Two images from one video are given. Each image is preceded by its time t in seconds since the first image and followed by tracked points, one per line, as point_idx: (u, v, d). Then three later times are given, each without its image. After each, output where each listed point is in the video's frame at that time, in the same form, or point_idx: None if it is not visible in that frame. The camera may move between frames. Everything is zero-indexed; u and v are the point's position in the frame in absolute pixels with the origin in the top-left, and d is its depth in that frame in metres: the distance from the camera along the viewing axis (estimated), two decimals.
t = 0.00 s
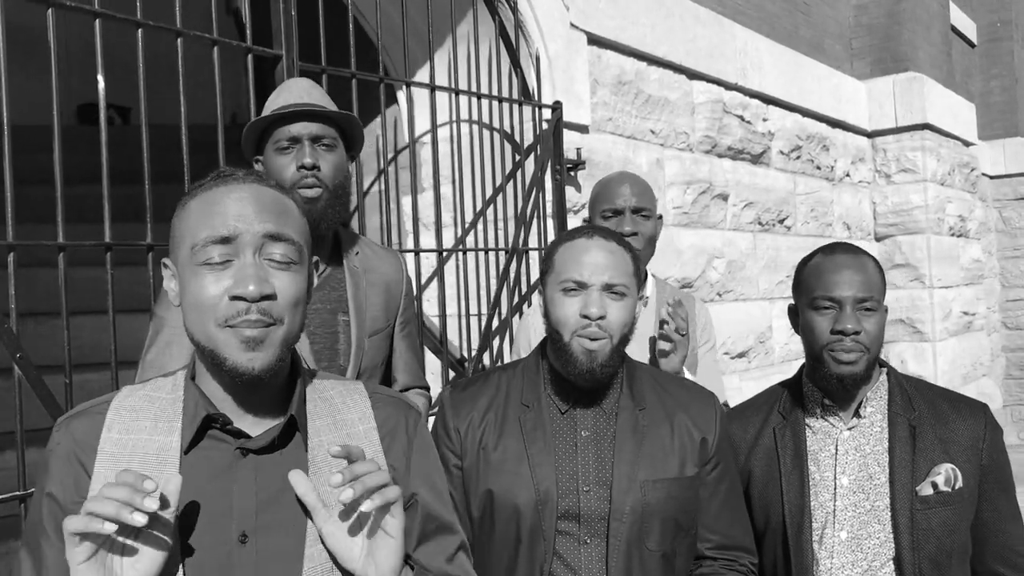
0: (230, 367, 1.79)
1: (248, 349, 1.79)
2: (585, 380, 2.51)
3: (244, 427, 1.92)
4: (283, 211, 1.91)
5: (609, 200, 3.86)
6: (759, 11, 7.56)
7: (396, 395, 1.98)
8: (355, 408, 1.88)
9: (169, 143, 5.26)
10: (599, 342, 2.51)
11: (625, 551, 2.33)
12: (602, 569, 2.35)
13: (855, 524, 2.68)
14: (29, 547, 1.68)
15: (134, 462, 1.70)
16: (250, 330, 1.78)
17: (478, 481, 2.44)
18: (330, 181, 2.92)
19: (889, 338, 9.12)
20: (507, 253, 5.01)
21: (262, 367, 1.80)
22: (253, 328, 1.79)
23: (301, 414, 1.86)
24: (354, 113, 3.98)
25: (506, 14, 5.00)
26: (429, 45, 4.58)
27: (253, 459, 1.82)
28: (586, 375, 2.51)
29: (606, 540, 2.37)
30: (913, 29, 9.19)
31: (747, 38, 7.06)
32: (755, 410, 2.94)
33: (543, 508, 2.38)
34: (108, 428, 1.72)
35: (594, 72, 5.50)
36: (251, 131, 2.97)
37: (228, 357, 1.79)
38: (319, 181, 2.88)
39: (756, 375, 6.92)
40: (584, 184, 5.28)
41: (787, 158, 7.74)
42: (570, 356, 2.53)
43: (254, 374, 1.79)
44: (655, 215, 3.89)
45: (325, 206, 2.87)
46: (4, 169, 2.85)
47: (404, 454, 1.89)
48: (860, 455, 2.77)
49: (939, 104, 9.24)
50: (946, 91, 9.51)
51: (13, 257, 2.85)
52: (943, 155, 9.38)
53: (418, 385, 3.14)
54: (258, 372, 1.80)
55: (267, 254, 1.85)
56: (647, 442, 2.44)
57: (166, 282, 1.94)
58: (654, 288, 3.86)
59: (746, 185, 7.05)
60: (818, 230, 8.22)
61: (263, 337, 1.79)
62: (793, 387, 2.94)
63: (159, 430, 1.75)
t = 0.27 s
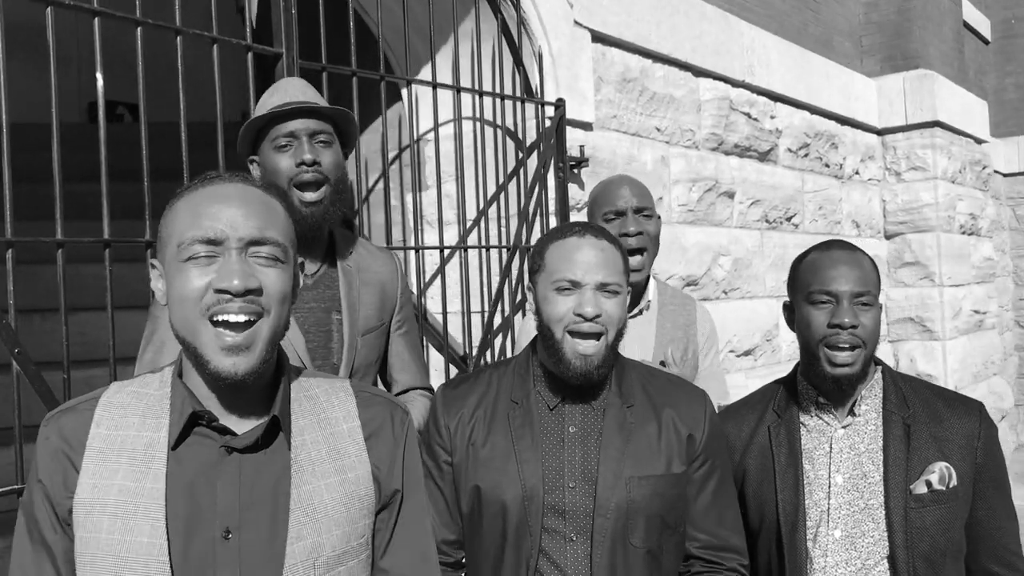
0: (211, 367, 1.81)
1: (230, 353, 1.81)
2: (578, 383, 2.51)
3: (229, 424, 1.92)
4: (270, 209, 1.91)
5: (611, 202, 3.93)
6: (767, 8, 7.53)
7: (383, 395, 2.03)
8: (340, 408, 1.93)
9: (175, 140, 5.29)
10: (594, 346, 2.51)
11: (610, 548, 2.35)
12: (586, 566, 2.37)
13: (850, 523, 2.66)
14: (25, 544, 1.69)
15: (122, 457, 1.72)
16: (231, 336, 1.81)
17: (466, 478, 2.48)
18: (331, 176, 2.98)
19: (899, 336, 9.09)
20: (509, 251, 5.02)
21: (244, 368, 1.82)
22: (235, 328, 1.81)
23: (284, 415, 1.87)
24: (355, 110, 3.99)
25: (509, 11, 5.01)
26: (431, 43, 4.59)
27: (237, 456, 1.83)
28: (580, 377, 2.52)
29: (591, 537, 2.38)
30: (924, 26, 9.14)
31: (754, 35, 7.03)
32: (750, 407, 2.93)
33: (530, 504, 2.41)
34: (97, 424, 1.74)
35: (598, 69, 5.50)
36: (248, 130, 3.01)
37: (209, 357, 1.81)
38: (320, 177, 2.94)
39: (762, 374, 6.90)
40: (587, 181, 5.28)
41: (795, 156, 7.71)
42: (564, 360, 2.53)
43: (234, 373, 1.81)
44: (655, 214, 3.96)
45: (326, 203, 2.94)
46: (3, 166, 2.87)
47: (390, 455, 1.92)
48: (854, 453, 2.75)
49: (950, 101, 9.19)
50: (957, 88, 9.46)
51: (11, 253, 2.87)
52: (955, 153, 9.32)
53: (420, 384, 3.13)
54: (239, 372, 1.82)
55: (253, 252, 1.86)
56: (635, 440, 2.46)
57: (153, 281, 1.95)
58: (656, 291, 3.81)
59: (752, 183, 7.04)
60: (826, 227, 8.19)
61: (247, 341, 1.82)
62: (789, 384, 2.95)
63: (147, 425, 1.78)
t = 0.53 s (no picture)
0: (225, 355, 1.82)
1: (241, 340, 1.82)
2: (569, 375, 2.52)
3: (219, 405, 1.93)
4: (267, 197, 1.93)
5: (606, 188, 3.91)
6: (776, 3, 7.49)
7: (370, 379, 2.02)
8: (325, 391, 1.93)
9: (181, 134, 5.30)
10: (585, 339, 2.52)
11: (603, 542, 2.35)
12: (580, 561, 2.37)
13: (847, 520, 2.65)
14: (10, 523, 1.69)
15: (115, 437, 1.74)
16: (244, 324, 1.82)
17: (460, 472, 2.47)
18: (323, 169, 3.03)
19: (908, 333, 9.04)
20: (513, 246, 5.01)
21: (258, 356, 1.83)
22: (249, 314, 1.83)
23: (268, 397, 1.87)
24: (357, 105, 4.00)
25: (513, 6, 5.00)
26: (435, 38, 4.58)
27: (224, 439, 1.84)
28: (572, 369, 2.52)
29: (585, 532, 2.38)
30: (936, 21, 9.07)
31: (763, 30, 7.00)
32: (749, 403, 2.91)
33: (523, 499, 2.41)
34: (90, 405, 1.76)
35: (604, 64, 5.48)
36: (243, 120, 3.06)
37: (222, 345, 1.82)
38: (311, 170, 3.00)
39: (769, 369, 6.87)
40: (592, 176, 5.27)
41: (804, 151, 7.67)
42: (555, 353, 2.54)
43: (249, 362, 1.83)
44: (652, 199, 3.92)
45: (316, 196, 3.00)
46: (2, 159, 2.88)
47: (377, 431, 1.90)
48: (852, 450, 2.74)
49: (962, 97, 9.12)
50: (970, 84, 9.38)
51: (11, 245, 2.88)
52: (967, 149, 9.25)
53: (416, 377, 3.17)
54: (254, 360, 1.83)
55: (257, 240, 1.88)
56: (629, 435, 2.45)
57: (147, 274, 1.92)
58: (657, 275, 3.80)
59: (760, 178, 7.00)
60: (836, 223, 8.15)
61: (260, 329, 1.83)
62: (788, 378, 2.94)
63: (139, 407, 1.79)
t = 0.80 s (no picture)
0: (191, 355, 1.82)
1: (207, 339, 1.81)
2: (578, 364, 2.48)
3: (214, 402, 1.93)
4: (246, 195, 1.89)
5: (617, 206, 3.81)
6: None
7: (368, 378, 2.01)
8: (320, 390, 1.92)
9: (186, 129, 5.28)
10: (592, 328, 2.49)
11: (608, 546, 2.33)
12: (584, 565, 2.35)
13: (855, 519, 2.62)
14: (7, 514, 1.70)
15: (111, 433, 1.75)
16: (207, 324, 1.80)
17: (463, 473, 2.45)
18: (322, 168, 3.01)
19: (919, 329, 8.98)
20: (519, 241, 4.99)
21: (224, 355, 1.83)
22: (213, 317, 1.81)
23: (259, 392, 1.86)
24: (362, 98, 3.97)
25: None
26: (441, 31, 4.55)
27: (217, 437, 1.84)
28: (578, 360, 2.49)
29: (590, 536, 2.36)
30: (948, 15, 8.99)
31: (773, 23, 6.94)
32: (756, 402, 2.90)
33: (528, 502, 2.38)
34: (87, 400, 1.77)
35: (612, 58, 5.44)
36: (245, 118, 3.04)
37: (186, 345, 1.81)
38: (311, 170, 2.98)
39: (778, 366, 6.83)
40: (599, 171, 5.24)
41: (814, 146, 7.62)
42: (560, 339, 2.51)
43: (216, 361, 1.82)
44: (665, 219, 3.83)
45: (316, 194, 2.98)
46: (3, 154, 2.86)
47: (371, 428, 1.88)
48: (860, 449, 2.71)
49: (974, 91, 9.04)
50: (983, 78, 9.30)
51: (13, 241, 2.86)
52: (979, 144, 9.17)
53: (418, 370, 3.14)
54: (220, 360, 1.82)
55: (228, 239, 1.84)
56: (634, 437, 2.44)
57: (134, 270, 1.93)
58: (667, 288, 3.76)
59: (770, 173, 6.95)
60: (846, 219, 8.09)
61: (225, 327, 1.81)
62: (795, 377, 2.91)
63: (135, 403, 1.80)
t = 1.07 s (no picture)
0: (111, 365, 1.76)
1: (123, 345, 1.74)
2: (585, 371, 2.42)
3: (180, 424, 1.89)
4: (195, 202, 1.85)
5: (622, 192, 3.75)
6: None
7: (354, 392, 1.97)
8: (300, 410, 1.88)
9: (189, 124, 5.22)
10: (600, 333, 2.43)
11: (616, 555, 2.29)
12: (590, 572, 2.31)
13: (869, 524, 2.57)
14: None
15: (82, 460, 1.75)
16: (118, 332, 1.73)
17: (468, 479, 2.39)
18: (322, 172, 2.94)
19: (928, 325, 8.90)
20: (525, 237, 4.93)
21: (136, 367, 1.74)
22: (125, 325, 1.73)
23: (228, 421, 1.81)
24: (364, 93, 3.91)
25: None
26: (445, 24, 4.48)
27: (187, 463, 1.82)
28: (587, 366, 2.43)
29: (596, 543, 2.32)
30: (959, 7, 8.89)
31: (781, 16, 6.86)
32: (766, 404, 2.85)
33: (534, 508, 2.33)
34: (65, 426, 1.79)
35: (619, 51, 5.37)
36: (243, 119, 2.98)
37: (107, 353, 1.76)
38: (312, 174, 2.91)
39: (786, 363, 6.77)
40: (606, 166, 5.18)
41: (823, 140, 7.54)
42: (569, 348, 2.46)
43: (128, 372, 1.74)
44: (669, 205, 3.77)
45: (317, 195, 2.92)
46: None
47: (354, 459, 1.86)
48: (874, 451, 2.66)
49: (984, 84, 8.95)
50: (993, 71, 9.20)
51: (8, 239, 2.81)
52: (989, 137, 9.07)
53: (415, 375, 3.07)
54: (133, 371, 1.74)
55: (159, 245, 1.79)
56: (641, 443, 2.39)
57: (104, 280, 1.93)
58: (671, 282, 3.70)
59: (778, 167, 6.88)
60: (855, 214, 8.01)
61: (135, 334, 1.74)
62: (807, 379, 2.86)
63: (108, 427, 1.80)
